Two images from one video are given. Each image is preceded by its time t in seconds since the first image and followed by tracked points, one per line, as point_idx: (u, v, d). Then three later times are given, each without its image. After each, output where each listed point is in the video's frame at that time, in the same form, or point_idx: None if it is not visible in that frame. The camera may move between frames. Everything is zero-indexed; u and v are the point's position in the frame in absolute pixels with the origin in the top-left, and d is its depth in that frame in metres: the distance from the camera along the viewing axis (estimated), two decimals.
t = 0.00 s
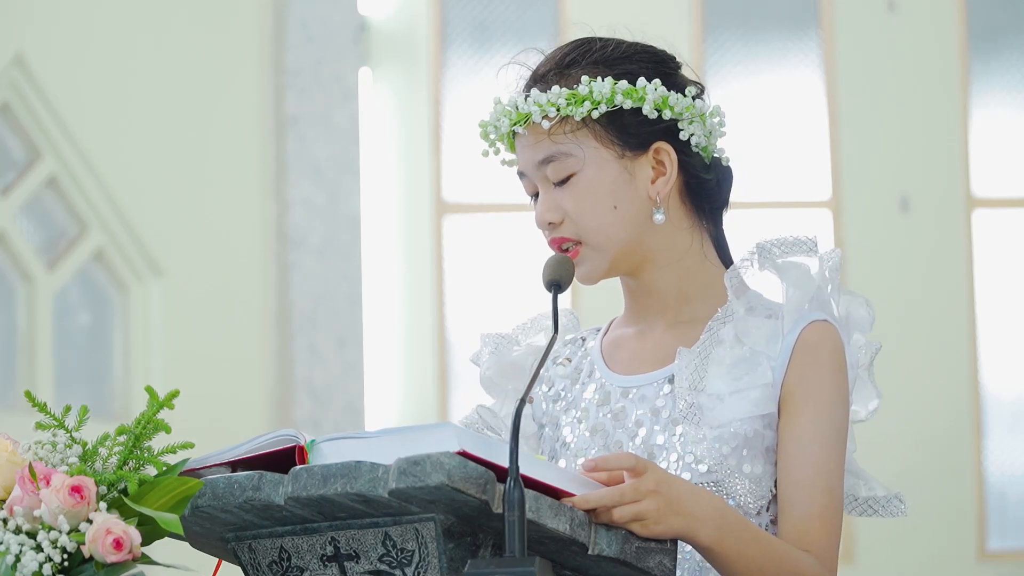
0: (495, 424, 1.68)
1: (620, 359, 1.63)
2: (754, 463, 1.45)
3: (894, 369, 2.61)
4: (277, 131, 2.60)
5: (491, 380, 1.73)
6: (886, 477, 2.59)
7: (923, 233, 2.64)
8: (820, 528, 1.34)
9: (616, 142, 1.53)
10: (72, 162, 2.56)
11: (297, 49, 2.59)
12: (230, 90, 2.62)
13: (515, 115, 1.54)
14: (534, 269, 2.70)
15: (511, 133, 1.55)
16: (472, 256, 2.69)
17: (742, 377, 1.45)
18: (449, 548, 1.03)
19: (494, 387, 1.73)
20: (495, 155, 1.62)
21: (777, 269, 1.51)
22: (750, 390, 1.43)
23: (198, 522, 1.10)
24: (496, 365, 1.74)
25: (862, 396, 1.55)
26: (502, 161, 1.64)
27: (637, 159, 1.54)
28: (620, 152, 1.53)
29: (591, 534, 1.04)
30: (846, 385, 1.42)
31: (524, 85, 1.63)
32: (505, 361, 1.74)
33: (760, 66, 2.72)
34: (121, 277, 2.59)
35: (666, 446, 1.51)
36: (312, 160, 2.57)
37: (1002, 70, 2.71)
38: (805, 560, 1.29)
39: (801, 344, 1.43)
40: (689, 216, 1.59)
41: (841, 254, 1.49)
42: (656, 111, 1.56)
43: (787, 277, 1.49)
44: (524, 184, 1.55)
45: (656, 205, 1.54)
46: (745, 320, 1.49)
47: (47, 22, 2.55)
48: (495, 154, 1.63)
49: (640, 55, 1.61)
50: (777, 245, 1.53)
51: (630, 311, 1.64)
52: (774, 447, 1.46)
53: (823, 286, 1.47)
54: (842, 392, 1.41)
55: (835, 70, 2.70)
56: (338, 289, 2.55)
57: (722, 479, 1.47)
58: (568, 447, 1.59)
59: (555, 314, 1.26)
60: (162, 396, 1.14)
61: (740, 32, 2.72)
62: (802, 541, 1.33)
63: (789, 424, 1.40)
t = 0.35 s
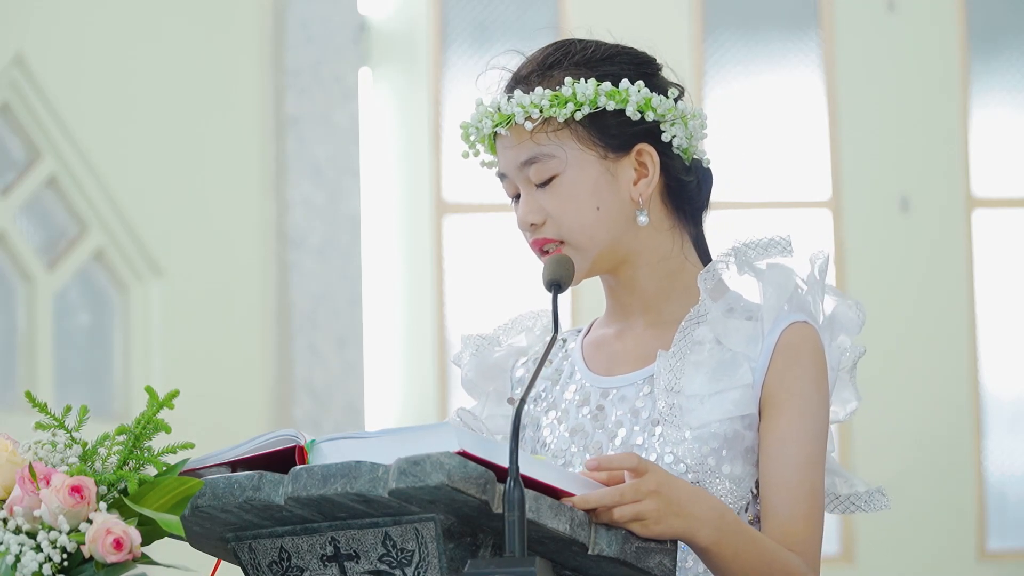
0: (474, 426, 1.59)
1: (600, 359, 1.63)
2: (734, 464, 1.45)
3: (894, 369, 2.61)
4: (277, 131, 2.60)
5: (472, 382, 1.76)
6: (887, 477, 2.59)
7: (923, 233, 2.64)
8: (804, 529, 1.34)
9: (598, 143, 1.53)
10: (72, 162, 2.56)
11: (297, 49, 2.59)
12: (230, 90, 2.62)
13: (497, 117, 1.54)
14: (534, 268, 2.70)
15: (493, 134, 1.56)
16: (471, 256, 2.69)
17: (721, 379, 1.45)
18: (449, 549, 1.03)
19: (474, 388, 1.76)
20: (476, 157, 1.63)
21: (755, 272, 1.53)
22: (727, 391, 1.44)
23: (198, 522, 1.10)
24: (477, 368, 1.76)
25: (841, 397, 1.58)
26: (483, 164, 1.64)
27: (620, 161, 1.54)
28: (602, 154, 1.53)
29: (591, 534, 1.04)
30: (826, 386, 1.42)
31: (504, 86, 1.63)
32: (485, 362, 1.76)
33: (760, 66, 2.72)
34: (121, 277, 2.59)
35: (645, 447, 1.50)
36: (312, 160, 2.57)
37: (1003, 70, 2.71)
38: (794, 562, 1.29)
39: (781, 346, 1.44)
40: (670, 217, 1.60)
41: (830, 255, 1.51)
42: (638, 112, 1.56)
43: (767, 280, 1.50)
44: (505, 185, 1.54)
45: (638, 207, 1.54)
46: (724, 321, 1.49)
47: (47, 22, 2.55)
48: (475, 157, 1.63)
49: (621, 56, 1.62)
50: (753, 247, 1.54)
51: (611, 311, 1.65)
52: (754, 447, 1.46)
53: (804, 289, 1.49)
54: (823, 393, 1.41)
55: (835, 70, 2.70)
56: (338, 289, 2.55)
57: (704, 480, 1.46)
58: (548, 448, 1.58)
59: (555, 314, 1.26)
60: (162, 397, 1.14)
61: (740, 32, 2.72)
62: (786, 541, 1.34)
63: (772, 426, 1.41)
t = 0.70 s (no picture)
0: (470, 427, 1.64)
1: (591, 360, 1.63)
2: (723, 467, 1.46)
3: (894, 369, 2.61)
4: (277, 131, 2.60)
5: (466, 381, 1.76)
6: (887, 477, 2.59)
7: (923, 233, 2.64)
8: (795, 530, 1.34)
9: (591, 143, 1.53)
10: (72, 161, 2.56)
11: (297, 49, 2.59)
12: (230, 90, 2.62)
13: (489, 119, 1.54)
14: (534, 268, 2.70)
15: (485, 136, 1.56)
16: (471, 256, 2.69)
17: (710, 381, 1.45)
18: (449, 549, 1.03)
19: (469, 387, 1.76)
20: (470, 160, 1.63)
21: (744, 273, 1.52)
22: (716, 394, 1.44)
23: (198, 522, 1.10)
24: (472, 367, 1.76)
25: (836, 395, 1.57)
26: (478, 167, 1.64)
27: (612, 161, 1.54)
28: (594, 153, 1.53)
29: (591, 534, 1.04)
30: (816, 388, 1.42)
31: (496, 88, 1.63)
32: (479, 361, 1.76)
33: (760, 66, 2.72)
34: (121, 277, 2.59)
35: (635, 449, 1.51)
36: (312, 160, 2.57)
37: (1003, 70, 2.71)
38: (788, 565, 1.29)
39: (770, 348, 1.43)
40: (663, 216, 1.60)
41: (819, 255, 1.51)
42: (631, 111, 1.56)
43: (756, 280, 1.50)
44: (498, 187, 1.54)
45: (632, 206, 1.54)
46: (711, 324, 1.49)
47: (47, 22, 2.55)
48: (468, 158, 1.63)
49: (612, 56, 1.61)
50: (741, 247, 1.53)
51: (601, 312, 1.65)
52: (743, 450, 1.47)
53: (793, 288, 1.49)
54: (812, 394, 1.41)
55: (835, 70, 2.70)
56: (338, 289, 2.55)
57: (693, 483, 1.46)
58: (540, 449, 1.59)
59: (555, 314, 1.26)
60: (162, 396, 1.13)
61: (740, 32, 2.72)
62: (778, 543, 1.34)
63: (763, 427, 1.40)
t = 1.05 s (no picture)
0: (469, 423, 1.67)
1: (592, 359, 1.63)
2: (724, 470, 1.46)
3: (894, 370, 2.61)
4: (277, 131, 2.60)
5: (464, 378, 1.75)
6: (887, 477, 2.59)
7: (923, 234, 2.64)
8: (793, 533, 1.34)
9: (602, 141, 1.53)
10: (72, 161, 2.56)
11: (297, 49, 2.59)
12: (230, 90, 2.62)
13: (499, 119, 1.53)
14: (533, 268, 2.69)
15: (494, 137, 1.55)
16: (471, 256, 2.69)
17: (714, 383, 1.46)
18: (449, 549, 1.03)
19: (467, 383, 1.76)
20: (471, 160, 1.63)
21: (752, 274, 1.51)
22: (718, 397, 1.44)
23: (198, 522, 1.10)
24: (470, 363, 1.76)
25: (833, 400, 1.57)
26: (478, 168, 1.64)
27: (623, 158, 1.54)
28: (606, 151, 1.53)
29: (591, 534, 1.04)
30: (818, 391, 1.43)
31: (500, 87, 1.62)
32: (477, 358, 1.76)
33: (760, 66, 2.72)
34: (121, 277, 2.59)
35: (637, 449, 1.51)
36: (312, 160, 2.57)
37: (1002, 70, 2.71)
38: (784, 566, 1.29)
39: (773, 350, 1.44)
40: (669, 212, 1.60)
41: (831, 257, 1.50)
42: (643, 108, 1.57)
43: (763, 285, 1.48)
44: (506, 187, 1.53)
45: (645, 203, 1.55)
46: (717, 325, 1.49)
47: (47, 22, 2.55)
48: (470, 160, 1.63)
49: (619, 53, 1.62)
50: (752, 249, 1.52)
51: (604, 311, 1.65)
52: (744, 453, 1.46)
53: (801, 292, 1.49)
54: (813, 397, 1.41)
55: (835, 70, 2.70)
56: (338, 289, 2.55)
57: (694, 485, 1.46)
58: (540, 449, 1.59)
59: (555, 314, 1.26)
60: (162, 396, 1.14)
61: (740, 32, 2.72)
62: (775, 545, 1.34)
63: (764, 429, 1.41)
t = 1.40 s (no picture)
0: (477, 424, 1.64)
1: (603, 360, 1.63)
2: (734, 471, 1.46)
3: (894, 369, 2.61)
4: (277, 131, 2.60)
5: (473, 379, 1.76)
6: (887, 477, 2.59)
7: (923, 234, 2.64)
8: (797, 535, 1.34)
9: (607, 147, 1.52)
10: (72, 161, 2.56)
11: (297, 48, 2.59)
12: (230, 90, 2.62)
13: (503, 126, 1.53)
14: (534, 268, 2.69)
15: (497, 144, 1.54)
16: (471, 256, 2.69)
17: (724, 386, 1.45)
18: (449, 549, 1.03)
19: (476, 384, 1.76)
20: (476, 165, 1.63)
21: (763, 278, 1.51)
22: (729, 398, 1.45)
23: (198, 522, 1.10)
24: (478, 364, 1.76)
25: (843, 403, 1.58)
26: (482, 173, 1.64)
27: (628, 164, 1.54)
28: (611, 157, 1.52)
29: (591, 534, 1.04)
30: (827, 395, 1.43)
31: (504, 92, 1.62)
32: (486, 358, 1.77)
33: (760, 66, 2.72)
34: (121, 277, 2.59)
35: (646, 450, 1.51)
36: (312, 160, 2.56)
37: (1003, 70, 2.71)
38: (787, 568, 1.29)
39: (784, 354, 1.44)
40: (676, 218, 1.59)
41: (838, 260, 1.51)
42: (646, 114, 1.57)
43: (774, 286, 1.49)
44: (511, 194, 1.53)
45: (649, 209, 1.54)
46: (728, 327, 1.49)
47: (47, 22, 2.55)
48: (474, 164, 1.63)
49: (622, 58, 1.62)
50: (761, 252, 1.52)
51: (615, 313, 1.65)
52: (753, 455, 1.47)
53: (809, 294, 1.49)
54: (823, 401, 1.42)
55: (835, 70, 2.70)
56: (338, 289, 2.54)
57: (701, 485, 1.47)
58: (550, 448, 1.59)
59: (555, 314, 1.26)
60: (162, 396, 1.14)
61: (740, 32, 2.72)
62: (779, 547, 1.34)
63: (773, 432, 1.41)
